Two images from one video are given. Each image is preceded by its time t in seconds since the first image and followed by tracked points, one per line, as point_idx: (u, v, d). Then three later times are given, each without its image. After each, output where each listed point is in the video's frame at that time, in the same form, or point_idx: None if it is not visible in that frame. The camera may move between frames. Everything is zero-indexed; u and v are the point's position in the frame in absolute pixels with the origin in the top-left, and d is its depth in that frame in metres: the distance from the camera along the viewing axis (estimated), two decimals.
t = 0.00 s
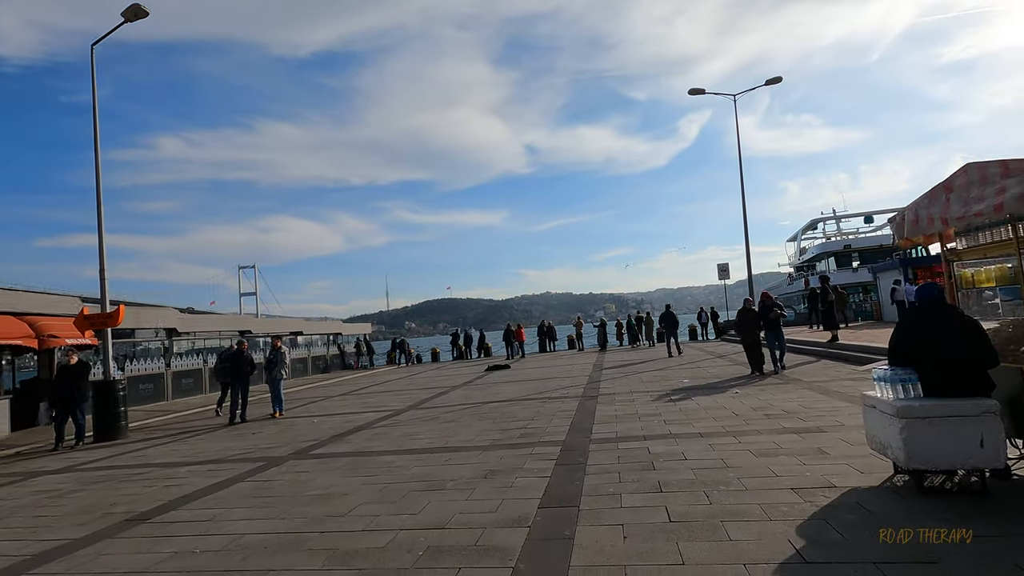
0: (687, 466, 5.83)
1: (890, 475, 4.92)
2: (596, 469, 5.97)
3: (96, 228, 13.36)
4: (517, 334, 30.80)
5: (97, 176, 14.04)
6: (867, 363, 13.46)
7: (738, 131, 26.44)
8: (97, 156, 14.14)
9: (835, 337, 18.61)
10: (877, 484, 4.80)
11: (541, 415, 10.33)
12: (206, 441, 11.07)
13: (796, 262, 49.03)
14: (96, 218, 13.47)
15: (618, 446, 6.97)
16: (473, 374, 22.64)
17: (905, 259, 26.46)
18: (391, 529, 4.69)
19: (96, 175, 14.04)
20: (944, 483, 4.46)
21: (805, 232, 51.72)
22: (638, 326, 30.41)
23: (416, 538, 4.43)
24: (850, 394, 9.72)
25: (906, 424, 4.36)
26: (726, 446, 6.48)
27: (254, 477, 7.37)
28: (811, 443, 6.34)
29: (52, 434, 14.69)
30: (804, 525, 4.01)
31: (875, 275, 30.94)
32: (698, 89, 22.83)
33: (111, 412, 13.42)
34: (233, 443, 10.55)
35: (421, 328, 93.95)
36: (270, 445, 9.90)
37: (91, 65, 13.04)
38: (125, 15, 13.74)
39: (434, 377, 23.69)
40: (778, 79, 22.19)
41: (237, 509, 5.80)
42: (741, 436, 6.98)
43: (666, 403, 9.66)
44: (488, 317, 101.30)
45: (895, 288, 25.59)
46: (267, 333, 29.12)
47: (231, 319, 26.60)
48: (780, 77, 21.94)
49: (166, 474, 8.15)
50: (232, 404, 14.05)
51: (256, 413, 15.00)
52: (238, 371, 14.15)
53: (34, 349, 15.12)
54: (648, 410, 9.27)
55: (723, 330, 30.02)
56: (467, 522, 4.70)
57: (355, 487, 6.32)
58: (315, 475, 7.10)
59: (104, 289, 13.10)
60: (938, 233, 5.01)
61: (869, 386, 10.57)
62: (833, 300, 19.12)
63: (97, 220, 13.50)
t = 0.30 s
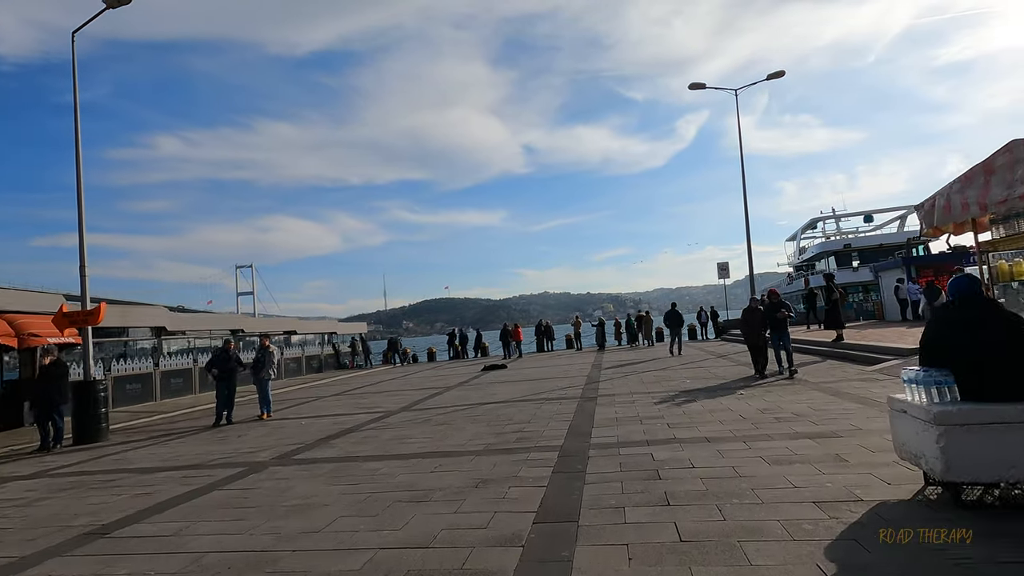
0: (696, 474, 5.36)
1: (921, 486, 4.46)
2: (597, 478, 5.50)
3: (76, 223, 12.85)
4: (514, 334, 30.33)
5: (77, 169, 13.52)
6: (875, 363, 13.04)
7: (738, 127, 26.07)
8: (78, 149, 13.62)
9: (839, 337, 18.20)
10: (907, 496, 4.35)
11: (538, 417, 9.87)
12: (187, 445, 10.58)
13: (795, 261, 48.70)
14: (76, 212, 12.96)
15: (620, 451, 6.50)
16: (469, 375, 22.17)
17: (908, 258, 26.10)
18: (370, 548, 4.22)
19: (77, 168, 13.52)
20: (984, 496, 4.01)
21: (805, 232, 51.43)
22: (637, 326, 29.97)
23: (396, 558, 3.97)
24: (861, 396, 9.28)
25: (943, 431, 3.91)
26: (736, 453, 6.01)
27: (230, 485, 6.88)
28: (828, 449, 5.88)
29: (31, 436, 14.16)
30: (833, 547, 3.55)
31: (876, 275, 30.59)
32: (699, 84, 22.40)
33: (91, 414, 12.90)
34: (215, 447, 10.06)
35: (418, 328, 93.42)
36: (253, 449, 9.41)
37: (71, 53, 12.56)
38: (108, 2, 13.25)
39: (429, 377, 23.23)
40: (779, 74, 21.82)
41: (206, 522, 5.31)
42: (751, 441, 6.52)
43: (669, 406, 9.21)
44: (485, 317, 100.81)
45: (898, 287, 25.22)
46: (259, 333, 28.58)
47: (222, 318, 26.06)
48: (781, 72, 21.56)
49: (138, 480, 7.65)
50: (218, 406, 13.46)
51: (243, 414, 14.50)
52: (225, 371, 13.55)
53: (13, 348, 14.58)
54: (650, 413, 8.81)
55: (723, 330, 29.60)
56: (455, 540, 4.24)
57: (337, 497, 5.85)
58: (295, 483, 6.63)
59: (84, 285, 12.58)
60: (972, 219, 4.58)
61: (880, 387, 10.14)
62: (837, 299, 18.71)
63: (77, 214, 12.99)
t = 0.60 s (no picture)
0: (705, 489, 4.94)
1: (955, 506, 4.05)
2: (599, 493, 5.07)
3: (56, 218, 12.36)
4: (511, 334, 29.89)
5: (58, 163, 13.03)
6: (883, 365, 12.64)
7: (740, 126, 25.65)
8: (59, 142, 13.13)
9: (843, 338, 17.81)
10: (942, 518, 3.94)
11: (535, 423, 9.43)
12: (168, 451, 10.11)
13: (795, 262, 48.34)
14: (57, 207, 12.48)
15: (623, 462, 6.08)
16: (465, 376, 21.72)
17: (910, 259, 25.74)
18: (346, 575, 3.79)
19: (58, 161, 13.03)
20: None
21: (804, 232, 51.08)
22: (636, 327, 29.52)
23: None
24: (872, 401, 8.88)
25: (987, 447, 3.49)
26: (747, 465, 5.58)
27: (205, 497, 6.44)
28: (847, 462, 5.47)
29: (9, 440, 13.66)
30: None
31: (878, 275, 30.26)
32: (700, 80, 21.98)
33: (71, 417, 12.43)
34: (196, 453, 9.59)
35: (415, 328, 93.04)
36: (235, 456, 8.96)
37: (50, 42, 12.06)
38: None
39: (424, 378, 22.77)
40: (782, 71, 21.41)
41: (171, 541, 4.87)
42: (763, 451, 6.11)
43: (672, 411, 8.78)
44: (482, 317, 100.33)
45: (901, 288, 24.86)
46: (252, 332, 28.10)
47: (213, 317, 25.55)
48: (784, 69, 21.14)
49: (108, 491, 7.19)
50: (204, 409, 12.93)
51: (230, 417, 14.04)
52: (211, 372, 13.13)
53: None
54: (653, 419, 8.40)
55: (722, 331, 29.22)
56: (440, 567, 3.80)
57: (316, 513, 5.42)
58: (274, 496, 6.19)
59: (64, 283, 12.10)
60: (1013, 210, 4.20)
61: (891, 391, 9.74)
62: (840, 300, 18.30)
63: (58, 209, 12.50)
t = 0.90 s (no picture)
0: (712, 505, 4.48)
1: (996, 527, 3.61)
2: (595, 509, 4.60)
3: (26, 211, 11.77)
4: (505, 334, 29.38)
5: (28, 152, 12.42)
6: (887, 367, 12.25)
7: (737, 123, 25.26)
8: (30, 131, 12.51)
9: (843, 339, 17.43)
10: (982, 540, 3.51)
11: (527, 427, 8.96)
12: (139, 456, 9.57)
13: (790, 262, 48.13)
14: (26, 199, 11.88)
15: (620, 473, 5.62)
16: (456, 377, 21.21)
17: (908, 259, 25.41)
18: None
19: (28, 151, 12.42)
20: None
21: (800, 233, 50.85)
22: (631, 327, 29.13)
23: None
24: (881, 404, 8.46)
25: None
26: (757, 476, 5.13)
27: (168, 509, 5.92)
28: (864, 473, 5.02)
29: None
30: None
31: (875, 275, 29.98)
32: (697, 76, 21.57)
33: (41, 420, 11.85)
34: (168, 459, 9.06)
35: (409, 328, 92.47)
36: (208, 463, 8.42)
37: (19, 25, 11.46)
38: None
39: (415, 379, 22.26)
40: (780, 67, 21.02)
41: (120, 564, 4.37)
42: (771, 460, 5.66)
43: (671, 415, 8.34)
44: (477, 318, 99.97)
45: (899, 288, 24.56)
46: (240, 331, 27.46)
47: (199, 316, 24.91)
48: (783, 64, 20.76)
49: (65, 502, 6.65)
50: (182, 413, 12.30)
51: (210, 420, 13.47)
52: (188, 373, 12.61)
53: None
54: (651, 424, 7.94)
55: (718, 332, 28.86)
56: None
57: (285, 529, 4.93)
58: (243, 508, 5.70)
59: (33, 279, 11.49)
60: None
61: (898, 394, 9.33)
62: (840, 300, 17.92)
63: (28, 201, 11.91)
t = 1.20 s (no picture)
0: (727, 524, 4.06)
1: None
2: (597, 528, 4.17)
3: None
4: (500, 334, 28.92)
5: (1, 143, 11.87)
6: (894, 369, 11.86)
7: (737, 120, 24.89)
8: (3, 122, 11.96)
9: (845, 340, 17.06)
10: None
11: (523, 432, 8.51)
12: (113, 463, 9.06)
13: (787, 263, 47.86)
14: None
15: (623, 486, 5.19)
16: (450, 378, 20.74)
17: (908, 258, 25.07)
18: None
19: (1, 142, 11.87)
20: None
21: (798, 232, 50.59)
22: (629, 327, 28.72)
23: None
24: (893, 409, 8.07)
25: None
26: (772, 490, 4.72)
27: (132, 524, 5.45)
28: (888, 485, 4.63)
29: None
30: None
31: (874, 275, 29.72)
32: (697, 71, 21.16)
33: (14, 423, 11.33)
34: (143, 466, 8.56)
35: (404, 328, 91.90)
36: (184, 471, 7.94)
37: None
38: None
39: (408, 380, 21.78)
40: (781, 62, 20.64)
41: None
42: (785, 471, 5.26)
43: (674, 420, 7.91)
44: (473, 318, 99.46)
45: (899, 288, 24.25)
46: (230, 331, 26.90)
47: (187, 316, 24.33)
48: (783, 60, 20.39)
49: (24, 515, 6.16)
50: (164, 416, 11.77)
51: (193, 423, 12.96)
52: (170, 375, 12.10)
53: None
54: (654, 429, 7.54)
55: (716, 332, 28.51)
56: None
57: (257, 548, 4.48)
58: (213, 524, 5.24)
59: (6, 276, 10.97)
60: None
61: (910, 397, 8.94)
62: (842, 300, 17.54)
63: None
